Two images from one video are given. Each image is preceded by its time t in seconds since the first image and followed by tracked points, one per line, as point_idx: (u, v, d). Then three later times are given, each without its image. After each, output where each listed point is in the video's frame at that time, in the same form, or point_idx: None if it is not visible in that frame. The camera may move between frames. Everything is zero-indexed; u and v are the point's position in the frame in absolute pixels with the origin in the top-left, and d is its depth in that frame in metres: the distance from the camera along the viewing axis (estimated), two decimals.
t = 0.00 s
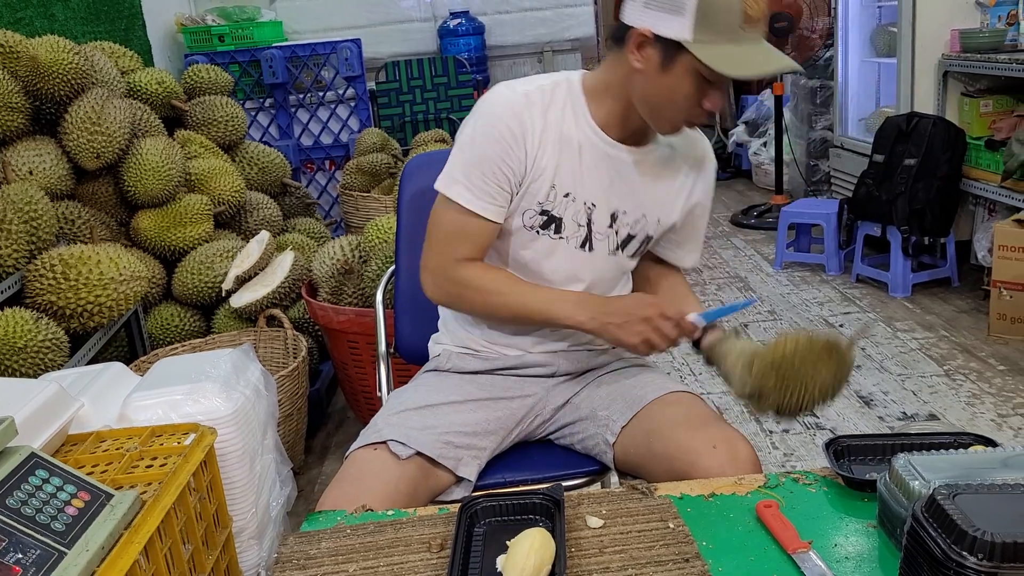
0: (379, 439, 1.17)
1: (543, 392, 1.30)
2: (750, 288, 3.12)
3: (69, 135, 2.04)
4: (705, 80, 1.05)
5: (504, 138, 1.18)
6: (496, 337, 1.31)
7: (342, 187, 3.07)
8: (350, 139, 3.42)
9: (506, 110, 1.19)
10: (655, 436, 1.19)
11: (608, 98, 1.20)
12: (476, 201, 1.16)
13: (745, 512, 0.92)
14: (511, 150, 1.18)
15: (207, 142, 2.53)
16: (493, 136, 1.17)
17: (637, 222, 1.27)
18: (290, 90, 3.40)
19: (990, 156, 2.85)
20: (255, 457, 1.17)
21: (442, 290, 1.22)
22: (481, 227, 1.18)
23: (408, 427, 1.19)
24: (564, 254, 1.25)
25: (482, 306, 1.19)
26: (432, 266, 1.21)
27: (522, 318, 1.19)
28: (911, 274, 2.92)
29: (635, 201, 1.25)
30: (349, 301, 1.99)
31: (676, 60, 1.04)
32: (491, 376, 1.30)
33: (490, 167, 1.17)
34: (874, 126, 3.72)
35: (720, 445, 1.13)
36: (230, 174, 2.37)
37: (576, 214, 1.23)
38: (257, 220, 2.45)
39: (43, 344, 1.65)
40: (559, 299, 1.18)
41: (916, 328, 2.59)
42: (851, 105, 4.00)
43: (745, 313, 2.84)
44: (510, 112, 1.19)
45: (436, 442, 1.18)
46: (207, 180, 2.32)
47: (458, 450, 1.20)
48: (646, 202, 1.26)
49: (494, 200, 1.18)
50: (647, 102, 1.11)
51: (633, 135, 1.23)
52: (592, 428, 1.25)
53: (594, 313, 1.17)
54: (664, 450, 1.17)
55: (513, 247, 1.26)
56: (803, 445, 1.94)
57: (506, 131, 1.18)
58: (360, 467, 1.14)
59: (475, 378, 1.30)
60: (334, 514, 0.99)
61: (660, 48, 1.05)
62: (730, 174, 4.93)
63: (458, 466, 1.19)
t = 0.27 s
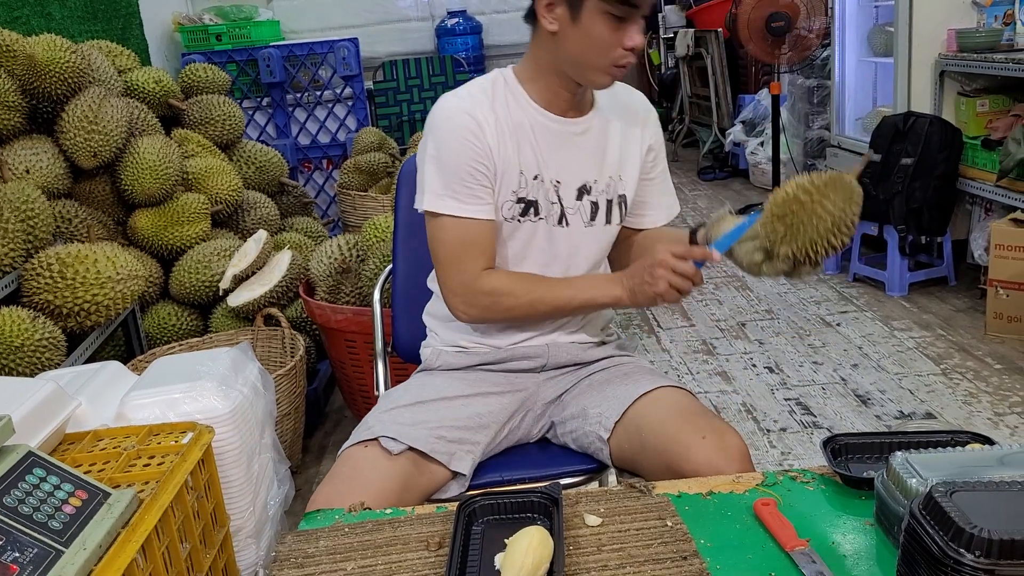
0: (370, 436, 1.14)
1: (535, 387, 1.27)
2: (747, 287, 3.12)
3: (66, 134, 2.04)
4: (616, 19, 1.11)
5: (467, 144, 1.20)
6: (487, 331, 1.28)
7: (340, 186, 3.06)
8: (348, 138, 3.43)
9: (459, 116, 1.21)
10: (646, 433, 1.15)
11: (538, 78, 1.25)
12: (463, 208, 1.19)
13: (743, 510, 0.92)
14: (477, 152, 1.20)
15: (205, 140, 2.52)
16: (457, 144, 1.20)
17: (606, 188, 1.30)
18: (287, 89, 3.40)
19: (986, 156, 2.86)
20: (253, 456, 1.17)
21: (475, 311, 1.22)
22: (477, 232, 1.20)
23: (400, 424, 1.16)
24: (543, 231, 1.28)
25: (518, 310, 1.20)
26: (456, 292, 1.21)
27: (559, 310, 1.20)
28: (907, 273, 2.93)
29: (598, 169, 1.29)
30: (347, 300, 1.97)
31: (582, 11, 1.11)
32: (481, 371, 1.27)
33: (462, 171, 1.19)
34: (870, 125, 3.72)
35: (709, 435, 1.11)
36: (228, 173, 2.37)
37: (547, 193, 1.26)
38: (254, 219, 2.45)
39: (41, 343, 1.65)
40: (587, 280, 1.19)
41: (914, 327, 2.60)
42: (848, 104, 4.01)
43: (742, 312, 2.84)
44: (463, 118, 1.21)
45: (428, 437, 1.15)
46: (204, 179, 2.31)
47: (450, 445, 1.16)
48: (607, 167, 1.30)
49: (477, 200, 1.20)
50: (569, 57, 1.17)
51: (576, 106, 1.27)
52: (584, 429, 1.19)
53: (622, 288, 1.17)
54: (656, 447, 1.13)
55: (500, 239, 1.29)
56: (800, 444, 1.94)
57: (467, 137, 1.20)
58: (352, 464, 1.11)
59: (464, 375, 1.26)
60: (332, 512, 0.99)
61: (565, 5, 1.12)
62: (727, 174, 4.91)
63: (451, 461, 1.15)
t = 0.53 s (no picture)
0: (362, 435, 1.14)
1: (528, 388, 1.26)
2: (745, 288, 3.12)
3: (63, 134, 2.03)
4: None
5: (439, 140, 1.23)
6: (477, 330, 1.28)
7: (338, 187, 3.06)
8: (345, 138, 3.43)
9: (429, 114, 1.25)
10: (635, 435, 1.13)
11: (502, 72, 1.28)
12: (439, 201, 1.21)
13: (741, 513, 0.92)
14: (450, 147, 1.23)
15: (203, 141, 2.52)
16: (430, 141, 1.23)
17: (581, 175, 1.32)
18: (285, 90, 3.39)
19: (983, 156, 2.87)
20: (251, 458, 1.16)
21: (454, 302, 1.22)
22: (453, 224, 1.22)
23: (392, 425, 1.15)
24: (522, 220, 1.30)
25: (497, 294, 1.20)
26: (433, 283, 1.22)
27: (532, 286, 1.20)
28: (905, 274, 2.93)
29: (571, 158, 1.32)
30: (344, 301, 1.97)
31: None
32: (475, 373, 1.26)
33: (435, 166, 1.23)
34: (868, 126, 3.72)
35: (693, 439, 1.09)
36: (226, 174, 2.36)
37: (522, 183, 1.29)
38: (252, 220, 2.44)
39: (38, 344, 1.64)
40: (556, 251, 1.19)
41: (911, 328, 2.60)
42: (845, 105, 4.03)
43: (740, 313, 2.84)
44: (435, 116, 1.24)
45: (421, 438, 1.14)
46: (202, 180, 2.31)
47: (443, 446, 1.15)
48: (580, 155, 1.33)
49: (453, 194, 1.23)
50: (526, 44, 1.22)
51: (544, 99, 1.30)
52: (577, 432, 1.18)
53: (591, 253, 1.17)
54: (646, 448, 1.11)
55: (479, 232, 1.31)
56: (798, 445, 1.94)
57: (440, 133, 1.23)
58: (348, 465, 1.10)
59: (460, 376, 1.26)
60: (330, 514, 0.99)
61: None
62: (725, 175, 4.91)
63: (445, 461, 1.14)
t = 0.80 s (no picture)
0: (359, 436, 1.13)
1: (525, 388, 1.26)
2: (742, 288, 3.12)
3: (60, 135, 2.03)
4: None
5: (427, 139, 1.23)
6: (474, 330, 1.27)
7: (335, 187, 3.06)
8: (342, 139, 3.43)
9: (417, 114, 1.25)
10: (628, 434, 1.13)
11: (486, 70, 1.30)
12: (429, 199, 1.21)
13: (738, 513, 0.92)
14: (437, 146, 1.24)
15: (199, 142, 2.52)
16: (417, 141, 1.23)
17: (570, 170, 1.33)
18: (282, 90, 3.39)
19: (979, 157, 2.89)
20: (249, 458, 1.16)
21: (447, 300, 1.21)
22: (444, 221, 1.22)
23: (389, 425, 1.15)
24: (514, 216, 1.30)
25: (488, 288, 1.19)
26: (426, 283, 1.22)
27: (522, 275, 1.18)
28: (901, 274, 2.94)
29: (560, 153, 1.32)
30: (342, 302, 1.97)
31: None
32: (472, 373, 1.26)
33: (425, 165, 1.23)
34: (864, 126, 3.73)
35: (683, 440, 1.09)
36: (222, 174, 2.36)
37: (512, 178, 1.29)
38: (249, 220, 2.44)
39: (35, 345, 1.64)
40: (543, 237, 1.17)
41: (908, 329, 2.60)
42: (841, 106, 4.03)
43: (737, 313, 2.85)
44: (422, 116, 1.25)
45: (418, 438, 1.14)
46: (199, 180, 2.31)
47: (440, 446, 1.15)
48: (569, 150, 1.33)
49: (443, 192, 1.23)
50: (508, 40, 1.24)
51: (530, 95, 1.31)
52: (573, 432, 1.18)
53: (577, 232, 1.14)
54: (639, 449, 1.11)
55: (471, 231, 1.31)
56: (795, 445, 1.95)
57: (427, 133, 1.24)
58: (344, 466, 1.10)
59: (456, 376, 1.25)
60: (326, 514, 0.99)
61: None
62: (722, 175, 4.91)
63: (442, 461, 1.15)
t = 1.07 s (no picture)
0: (357, 440, 1.13)
1: (523, 392, 1.25)
2: (739, 291, 3.13)
3: (58, 137, 2.03)
4: None
5: (422, 139, 1.23)
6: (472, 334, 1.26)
7: (332, 190, 3.06)
8: (339, 141, 3.44)
9: (411, 113, 1.24)
10: (625, 439, 1.13)
11: (478, 72, 1.30)
12: (425, 198, 1.20)
13: (735, 517, 0.92)
14: (432, 146, 1.23)
15: (196, 144, 2.51)
16: (412, 141, 1.22)
17: (564, 170, 1.33)
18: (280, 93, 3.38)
19: (977, 159, 2.87)
20: (245, 462, 1.16)
21: (435, 301, 1.20)
22: (437, 220, 1.21)
23: (387, 429, 1.14)
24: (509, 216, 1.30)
25: (475, 289, 1.18)
26: (414, 282, 1.20)
27: (508, 276, 1.16)
28: (899, 277, 2.94)
29: (554, 153, 1.32)
30: (338, 305, 1.97)
31: None
32: (469, 377, 1.25)
33: (421, 163, 1.22)
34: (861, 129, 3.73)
35: (681, 443, 1.08)
36: (219, 177, 2.36)
37: (506, 178, 1.29)
38: (246, 223, 2.43)
39: (31, 347, 1.63)
40: (530, 238, 1.15)
41: (905, 332, 2.61)
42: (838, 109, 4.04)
43: (734, 316, 2.85)
44: (417, 117, 1.24)
45: (416, 442, 1.13)
46: (195, 183, 2.30)
47: (438, 450, 1.15)
48: (562, 150, 1.33)
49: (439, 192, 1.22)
50: (500, 41, 1.24)
51: (524, 95, 1.31)
52: (571, 436, 1.18)
53: (565, 233, 1.12)
54: (637, 453, 1.11)
55: (464, 231, 1.30)
56: (792, 448, 1.94)
57: (423, 134, 1.23)
58: (341, 469, 1.09)
59: (453, 381, 1.25)
60: (323, 519, 0.99)
61: None
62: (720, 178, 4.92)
63: (440, 465, 1.14)
